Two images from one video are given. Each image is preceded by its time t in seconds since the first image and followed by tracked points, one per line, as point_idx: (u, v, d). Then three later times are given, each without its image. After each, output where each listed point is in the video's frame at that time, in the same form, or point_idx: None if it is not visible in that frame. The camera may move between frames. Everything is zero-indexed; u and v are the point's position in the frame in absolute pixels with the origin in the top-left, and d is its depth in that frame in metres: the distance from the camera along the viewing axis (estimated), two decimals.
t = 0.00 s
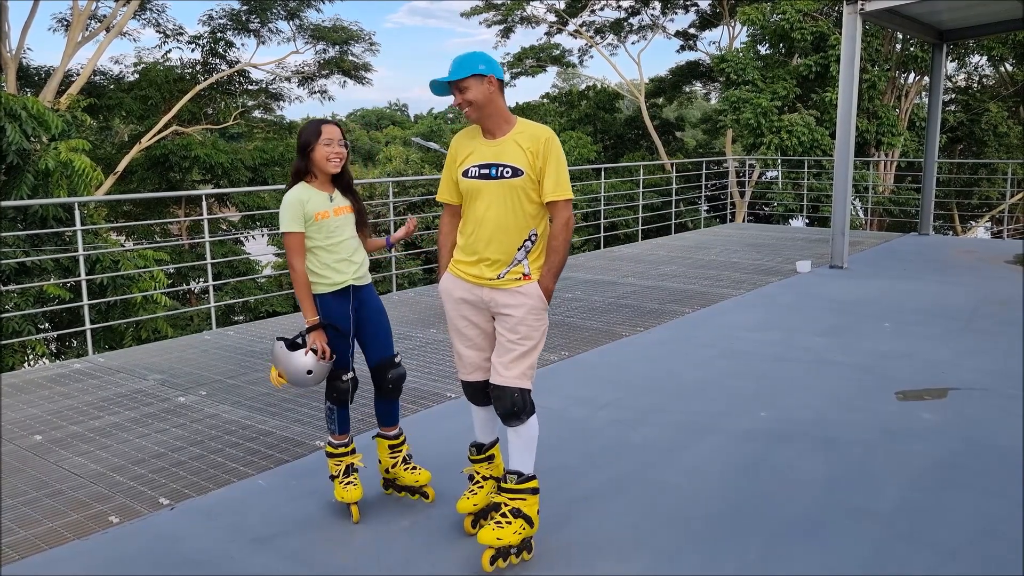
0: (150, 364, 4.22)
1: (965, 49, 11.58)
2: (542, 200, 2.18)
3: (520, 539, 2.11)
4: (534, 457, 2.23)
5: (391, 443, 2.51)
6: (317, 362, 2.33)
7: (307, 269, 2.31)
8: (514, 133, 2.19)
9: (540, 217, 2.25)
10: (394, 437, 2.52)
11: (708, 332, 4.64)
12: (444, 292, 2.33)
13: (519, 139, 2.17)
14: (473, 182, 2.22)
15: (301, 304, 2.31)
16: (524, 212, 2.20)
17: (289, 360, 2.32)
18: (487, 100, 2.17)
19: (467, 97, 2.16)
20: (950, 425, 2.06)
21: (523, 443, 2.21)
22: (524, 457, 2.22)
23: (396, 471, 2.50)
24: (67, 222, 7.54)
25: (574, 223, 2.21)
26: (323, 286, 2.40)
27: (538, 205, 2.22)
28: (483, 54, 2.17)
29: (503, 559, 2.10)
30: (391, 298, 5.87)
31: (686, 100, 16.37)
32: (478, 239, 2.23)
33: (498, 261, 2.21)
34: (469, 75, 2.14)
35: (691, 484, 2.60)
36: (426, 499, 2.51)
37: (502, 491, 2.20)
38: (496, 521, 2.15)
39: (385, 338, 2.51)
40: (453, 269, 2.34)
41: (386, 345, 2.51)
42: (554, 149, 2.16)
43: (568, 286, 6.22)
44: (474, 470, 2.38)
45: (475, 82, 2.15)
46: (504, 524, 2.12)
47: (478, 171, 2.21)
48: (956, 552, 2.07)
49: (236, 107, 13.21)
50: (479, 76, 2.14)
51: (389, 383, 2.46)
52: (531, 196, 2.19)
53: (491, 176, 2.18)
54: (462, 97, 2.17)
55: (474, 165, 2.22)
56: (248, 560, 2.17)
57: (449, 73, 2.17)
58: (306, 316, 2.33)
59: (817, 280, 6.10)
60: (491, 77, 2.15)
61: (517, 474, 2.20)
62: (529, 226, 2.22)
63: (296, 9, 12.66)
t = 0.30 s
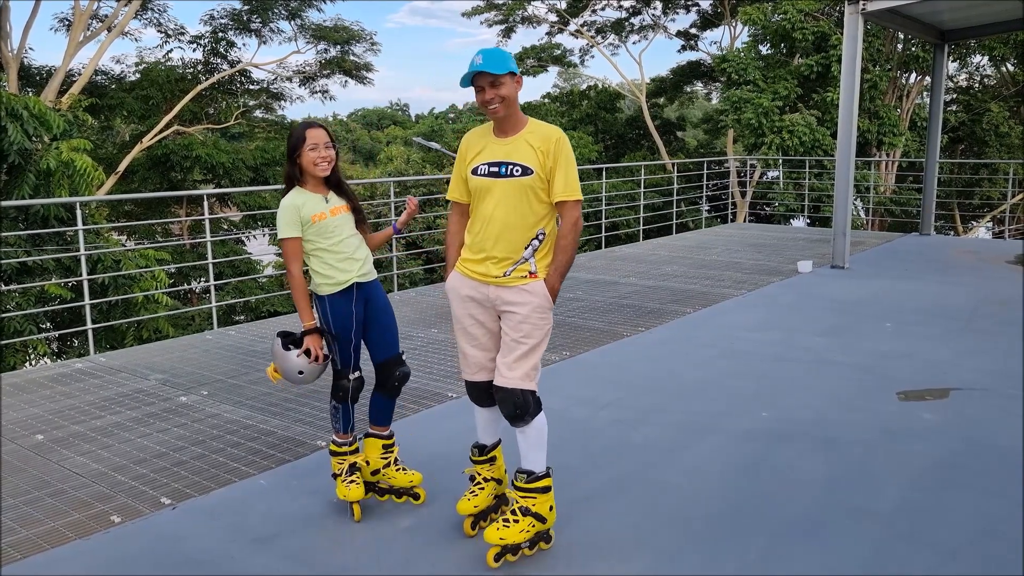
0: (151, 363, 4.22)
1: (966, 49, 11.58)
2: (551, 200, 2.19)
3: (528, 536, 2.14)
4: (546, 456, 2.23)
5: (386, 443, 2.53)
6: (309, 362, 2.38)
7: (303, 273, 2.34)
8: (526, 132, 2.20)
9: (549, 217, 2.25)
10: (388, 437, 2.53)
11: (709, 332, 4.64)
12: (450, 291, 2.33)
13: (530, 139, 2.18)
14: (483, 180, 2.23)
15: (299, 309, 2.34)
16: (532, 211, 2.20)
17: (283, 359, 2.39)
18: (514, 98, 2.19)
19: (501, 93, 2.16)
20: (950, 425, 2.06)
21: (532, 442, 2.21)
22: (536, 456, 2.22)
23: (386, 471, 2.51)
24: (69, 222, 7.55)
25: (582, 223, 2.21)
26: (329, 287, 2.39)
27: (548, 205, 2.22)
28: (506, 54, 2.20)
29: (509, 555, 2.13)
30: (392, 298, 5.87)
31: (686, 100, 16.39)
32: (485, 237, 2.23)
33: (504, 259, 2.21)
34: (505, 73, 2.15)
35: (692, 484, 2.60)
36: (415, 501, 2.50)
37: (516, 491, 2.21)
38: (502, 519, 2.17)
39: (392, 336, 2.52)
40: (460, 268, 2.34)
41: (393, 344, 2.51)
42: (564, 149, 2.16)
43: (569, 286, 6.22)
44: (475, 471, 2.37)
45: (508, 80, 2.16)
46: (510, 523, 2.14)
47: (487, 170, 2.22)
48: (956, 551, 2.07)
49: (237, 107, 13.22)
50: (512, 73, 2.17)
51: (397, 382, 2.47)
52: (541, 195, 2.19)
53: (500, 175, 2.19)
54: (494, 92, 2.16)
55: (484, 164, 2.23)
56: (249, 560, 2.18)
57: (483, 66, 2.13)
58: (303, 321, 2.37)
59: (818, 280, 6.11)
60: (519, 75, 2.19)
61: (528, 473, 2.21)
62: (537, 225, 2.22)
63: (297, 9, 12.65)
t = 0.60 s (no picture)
0: (153, 363, 4.23)
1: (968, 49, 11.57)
2: (560, 198, 2.18)
3: (554, 532, 2.17)
4: (566, 456, 2.26)
5: (406, 440, 2.50)
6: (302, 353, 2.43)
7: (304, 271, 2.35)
8: (535, 132, 2.20)
9: (558, 216, 2.24)
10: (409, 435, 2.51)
11: (710, 332, 4.64)
12: (457, 289, 2.34)
13: (539, 138, 2.18)
14: (491, 178, 2.24)
15: (298, 305, 2.38)
16: (539, 210, 2.20)
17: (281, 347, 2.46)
18: (528, 98, 2.21)
19: (515, 91, 2.18)
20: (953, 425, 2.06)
21: (552, 443, 2.23)
22: (557, 455, 2.23)
23: (410, 470, 2.50)
24: (70, 222, 7.57)
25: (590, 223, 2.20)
26: (325, 286, 2.40)
27: (556, 204, 2.21)
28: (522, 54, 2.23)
29: (535, 550, 2.14)
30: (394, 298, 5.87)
31: (688, 100, 16.39)
32: (492, 236, 2.24)
33: (511, 258, 2.21)
34: (521, 71, 2.16)
35: (693, 484, 2.60)
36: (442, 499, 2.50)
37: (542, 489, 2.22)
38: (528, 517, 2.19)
39: (394, 333, 2.50)
40: (469, 268, 2.34)
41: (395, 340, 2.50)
42: (573, 148, 2.15)
43: (571, 286, 6.22)
44: (481, 471, 2.37)
45: (523, 79, 2.18)
46: (538, 521, 2.16)
47: (496, 168, 2.23)
48: (958, 552, 2.07)
49: (238, 107, 13.24)
50: (527, 73, 2.19)
51: (401, 376, 2.45)
52: (549, 194, 2.19)
53: (508, 173, 2.20)
54: (508, 90, 2.17)
55: (494, 163, 2.24)
56: (252, 559, 2.18)
57: (500, 63, 2.15)
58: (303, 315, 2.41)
59: (820, 280, 6.10)
60: (533, 75, 2.21)
61: (552, 472, 2.23)
62: (545, 224, 2.21)
63: (298, 8, 12.66)
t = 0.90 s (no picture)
0: (154, 363, 4.23)
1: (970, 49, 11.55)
2: (561, 196, 2.17)
3: (555, 534, 2.16)
4: (570, 456, 2.25)
5: (408, 441, 2.52)
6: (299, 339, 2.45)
7: (312, 267, 2.36)
8: (539, 130, 2.20)
9: (561, 214, 2.23)
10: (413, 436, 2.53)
11: (712, 332, 4.63)
12: (462, 288, 2.35)
13: (541, 136, 2.18)
14: (493, 176, 2.25)
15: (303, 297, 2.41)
16: (541, 208, 2.19)
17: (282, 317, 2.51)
18: (533, 98, 2.21)
19: (521, 89, 2.18)
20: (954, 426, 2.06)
21: (556, 442, 2.23)
22: (560, 456, 2.23)
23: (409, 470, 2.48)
24: (72, 222, 7.59)
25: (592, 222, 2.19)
26: (331, 285, 2.41)
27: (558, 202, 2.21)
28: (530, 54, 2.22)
29: (537, 551, 2.14)
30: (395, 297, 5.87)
31: (689, 100, 16.38)
32: (495, 235, 2.24)
33: (514, 257, 2.21)
34: (529, 71, 2.16)
35: (695, 484, 2.60)
36: (427, 506, 2.47)
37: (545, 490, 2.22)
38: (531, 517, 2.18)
39: (397, 336, 2.49)
40: (473, 266, 2.35)
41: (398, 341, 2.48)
42: (576, 146, 2.15)
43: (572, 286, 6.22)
44: (491, 466, 2.38)
45: (529, 79, 2.18)
46: (539, 522, 2.15)
47: (498, 165, 2.23)
48: (959, 552, 2.06)
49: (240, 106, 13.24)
50: (534, 73, 2.19)
51: (396, 379, 2.45)
52: (550, 192, 2.18)
53: (510, 170, 2.20)
54: (514, 88, 2.17)
55: (496, 161, 2.25)
56: (253, 559, 2.18)
57: (508, 59, 2.15)
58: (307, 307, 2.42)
59: (822, 280, 6.09)
60: (540, 76, 2.21)
61: (555, 472, 2.23)
62: (547, 223, 2.21)
63: (300, 8, 12.67)
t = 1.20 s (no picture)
0: (157, 362, 4.24)
1: (972, 49, 11.55)
2: (551, 196, 2.18)
3: (549, 534, 2.15)
4: (560, 454, 2.24)
5: (409, 440, 2.51)
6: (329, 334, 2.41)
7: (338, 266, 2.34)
8: (529, 130, 2.20)
9: (553, 215, 2.23)
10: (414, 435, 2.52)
11: (714, 332, 4.63)
12: (461, 287, 2.36)
13: (530, 137, 2.19)
14: (488, 178, 2.26)
15: (332, 292, 2.37)
16: (532, 209, 2.20)
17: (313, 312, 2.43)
18: (516, 100, 2.18)
19: (497, 93, 2.17)
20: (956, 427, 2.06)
21: (547, 439, 2.23)
22: (551, 454, 2.22)
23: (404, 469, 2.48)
24: (74, 222, 7.60)
25: (583, 221, 2.18)
26: (350, 287, 2.42)
27: (549, 202, 2.21)
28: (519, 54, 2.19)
29: (532, 553, 2.13)
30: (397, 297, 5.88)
31: (691, 100, 16.37)
32: (490, 235, 2.25)
33: (507, 257, 2.22)
34: (507, 73, 2.15)
35: (696, 484, 2.60)
36: (417, 507, 2.46)
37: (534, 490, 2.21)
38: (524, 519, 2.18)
39: (409, 340, 2.47)
40: (471, 267, 2.36)
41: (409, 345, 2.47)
42: (563, 145, 2.14)
43: (574, 286, 6.22)
44: (488, 466, 2.37)
45: (509, 81, 2.16)
46: (531, 523, 2.14)
47: (492, 168, 2.25)
48: (960, 553, 2.06)
49: (242, 106, 13.24)
50: (515, 75, 2.16)
51: (402, 382, 2.45)
52: (540, 192, 2.19)
53: (502, 173, 2.22)
54: (492, 91, 2.17)
55: (490, 162, 2.26)
56: (255, 559, 2.18)
57: (487, 63, 2.15)
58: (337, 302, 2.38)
59: (824, 280, 6.09)
60: (526, 78, 2.18)
61: (544, 472, 2.21)
62: (539, 223, 2.21)
63: (302, 8, 12.69)
